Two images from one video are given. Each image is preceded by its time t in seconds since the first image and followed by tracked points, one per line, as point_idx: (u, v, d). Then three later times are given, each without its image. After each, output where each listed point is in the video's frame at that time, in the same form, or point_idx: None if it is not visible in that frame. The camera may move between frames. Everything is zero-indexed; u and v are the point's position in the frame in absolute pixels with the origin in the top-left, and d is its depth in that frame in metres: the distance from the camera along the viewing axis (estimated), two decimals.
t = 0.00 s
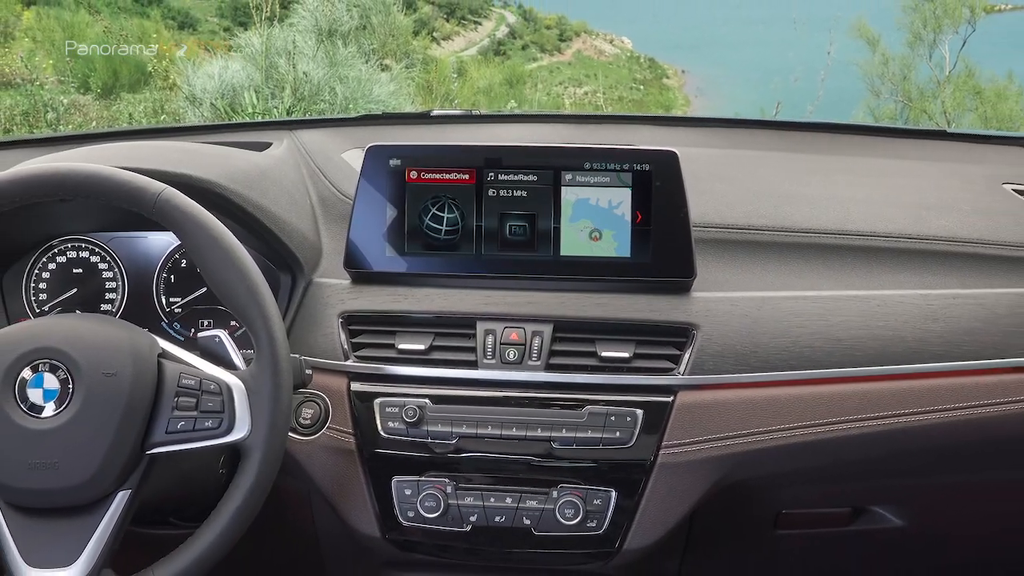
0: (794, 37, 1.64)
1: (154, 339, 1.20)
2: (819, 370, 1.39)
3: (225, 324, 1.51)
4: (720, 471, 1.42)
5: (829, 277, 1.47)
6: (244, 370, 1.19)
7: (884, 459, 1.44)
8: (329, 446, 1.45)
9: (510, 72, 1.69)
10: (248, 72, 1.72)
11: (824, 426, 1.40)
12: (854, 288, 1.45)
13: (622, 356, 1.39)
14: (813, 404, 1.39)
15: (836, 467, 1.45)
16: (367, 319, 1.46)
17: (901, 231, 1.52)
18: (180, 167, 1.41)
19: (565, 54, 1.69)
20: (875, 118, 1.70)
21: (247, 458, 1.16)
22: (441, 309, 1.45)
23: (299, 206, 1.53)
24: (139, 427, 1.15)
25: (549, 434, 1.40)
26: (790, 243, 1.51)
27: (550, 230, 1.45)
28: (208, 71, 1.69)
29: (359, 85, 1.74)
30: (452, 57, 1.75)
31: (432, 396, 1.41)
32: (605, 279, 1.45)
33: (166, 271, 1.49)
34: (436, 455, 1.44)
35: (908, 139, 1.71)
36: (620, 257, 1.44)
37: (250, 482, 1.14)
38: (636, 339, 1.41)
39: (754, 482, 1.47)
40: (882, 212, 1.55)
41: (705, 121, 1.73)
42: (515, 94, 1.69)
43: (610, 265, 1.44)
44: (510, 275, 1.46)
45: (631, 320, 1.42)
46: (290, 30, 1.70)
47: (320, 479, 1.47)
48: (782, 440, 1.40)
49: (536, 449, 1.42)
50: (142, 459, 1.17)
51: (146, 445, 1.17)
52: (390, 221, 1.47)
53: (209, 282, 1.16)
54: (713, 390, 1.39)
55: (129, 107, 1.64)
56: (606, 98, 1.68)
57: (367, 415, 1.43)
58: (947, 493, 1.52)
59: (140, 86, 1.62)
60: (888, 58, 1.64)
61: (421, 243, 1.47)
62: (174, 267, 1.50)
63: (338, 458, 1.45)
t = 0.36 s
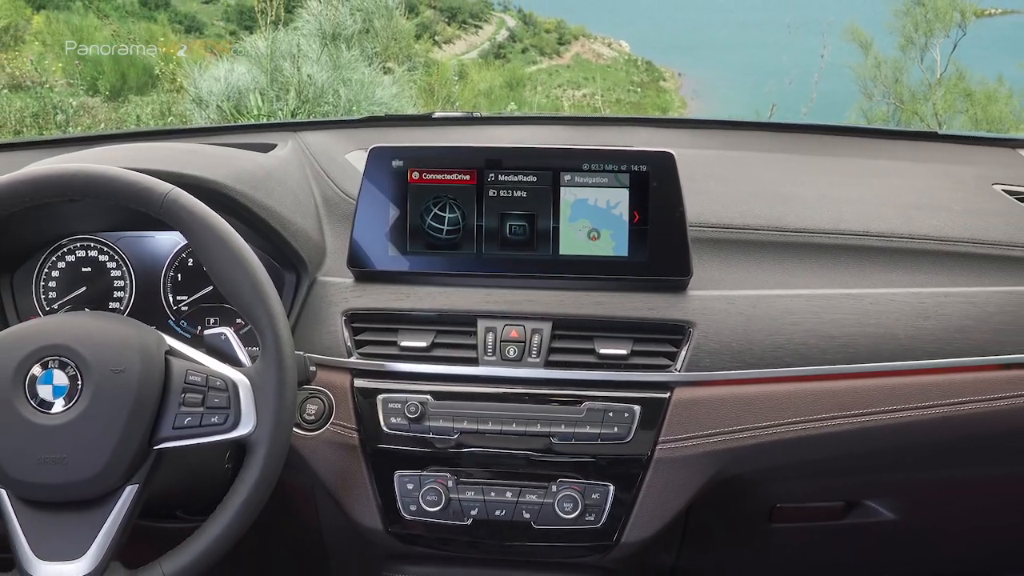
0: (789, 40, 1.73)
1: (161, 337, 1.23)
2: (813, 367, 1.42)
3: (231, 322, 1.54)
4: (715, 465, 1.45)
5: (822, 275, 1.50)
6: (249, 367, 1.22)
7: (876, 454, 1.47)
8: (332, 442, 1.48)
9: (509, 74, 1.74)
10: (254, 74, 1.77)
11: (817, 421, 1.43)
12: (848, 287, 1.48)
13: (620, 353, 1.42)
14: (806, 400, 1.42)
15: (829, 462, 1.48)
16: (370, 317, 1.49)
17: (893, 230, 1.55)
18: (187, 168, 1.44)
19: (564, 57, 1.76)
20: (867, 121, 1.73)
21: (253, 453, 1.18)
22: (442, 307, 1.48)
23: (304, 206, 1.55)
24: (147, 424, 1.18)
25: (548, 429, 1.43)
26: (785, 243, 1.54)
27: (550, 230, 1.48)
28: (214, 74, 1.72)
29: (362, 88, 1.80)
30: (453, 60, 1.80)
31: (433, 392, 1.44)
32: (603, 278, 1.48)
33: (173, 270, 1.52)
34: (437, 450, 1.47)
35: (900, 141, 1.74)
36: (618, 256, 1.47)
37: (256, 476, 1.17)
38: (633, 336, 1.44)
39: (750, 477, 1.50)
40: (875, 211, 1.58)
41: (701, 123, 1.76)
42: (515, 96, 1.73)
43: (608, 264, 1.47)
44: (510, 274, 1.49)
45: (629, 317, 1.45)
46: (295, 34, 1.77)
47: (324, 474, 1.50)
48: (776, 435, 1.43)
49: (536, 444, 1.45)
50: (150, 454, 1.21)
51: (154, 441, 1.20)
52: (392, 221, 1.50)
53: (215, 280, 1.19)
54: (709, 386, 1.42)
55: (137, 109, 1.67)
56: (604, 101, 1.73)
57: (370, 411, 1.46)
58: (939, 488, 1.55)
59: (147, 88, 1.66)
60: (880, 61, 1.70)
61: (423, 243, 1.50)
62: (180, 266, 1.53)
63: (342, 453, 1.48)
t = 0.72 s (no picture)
0: (783, 45, 1.73)
1: (168, 333, 1.25)
2: (806, 363, 1.45)
3: (237, 319, 1.57)
4: (711, 460, 1.48)
5: (815, 274, 1.53)
6: (255, 363, 1.25)
7: (868, 449, 1.50)
8: (336, 437, 1.51)
9: (509, 77, 1.76)
10: (259, 77, 1.80)
11: (810, 417, 1.46)
12: (841, 285, 1.51)
13: (617, 350, 1.46)
14: (800, 396, 1.45)
15: (823, 457, 1.51)
16: (373, 315, 1.52)
17: (885, 229, 1.58)
18: (193, 169, 1.47)
19: (563, 60, 1.78)
20: (860, 123, 1.76)
21: (258, 448, 1.21)
22: (444, 305, 1.51)
23: (308, 206, 1.58)
24: (154, 419, 1.21)
25: (547, 425, 1.46)
26: (780, 242, 1.57)
27: (549, 229, 1.51)
28: (221, 76, 1.76)
29: (365, 91, 1.83)
30: (455, 63, 1.82)
31: (435, 388, 1.48)
32: (601, 277, 1.51)
33: (180, 269, 1.56)
34: (439, 445, 1.50)
35: (893, 142, 1.78)
36: (615, 255, 1.50)
37: (262, 470, 1.20)
38: (631, 333, 1.47)
39: (745, 471, 1.53)
40: (867, 212, 1.62)
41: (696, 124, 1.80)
42: (515, 99, 1.76)
43: (607, 263, 1.50)
44: (510, 273, 1.52)
45: (626, 316, 1.48)
46: (298, 39, 1.77)
47: (327, 468, 1.53)
48: (770, 430, 1.46)
49: (535, 439, 1.48)
50: (157, 448, 1.23)
51: (161, 436, 1.23)
52: (394, 220, 1.53)
53: (221, 278, 1.21)
54: (705, 383, 1.45)
55: (144, 111, 1.72)
56: (602, 103, 1.76)
57: (372, 407, 1.49)
58: (930, 483, 1.57)
59: (154, 91, 1.71)
60: (873, 64, 1.73)
61: (425, 242, 1.53)
62: (187, 265, 1.56)
63: (345, 448, 1.51)
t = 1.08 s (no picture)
0: (778, 49, 1.92)
1: (175, 332, 1.29)
2: (800, 360, 1.48)
3: (243, 317, 1.60)
4: (707, 455, 1.51)
5: (808, 273, 1.57)
6: (260, 360, 1.27)
7: (862, 444, 1.53)
8: (340, 432, 1.54)
9: (509, 80, 1.91)
10: (264, 80, 1.91)
11: (805, 413, 1.49)
12: (835, 283, 1.54)
13: (615, 347, 1.48)
14: (795, 392, 1.48)
15: (817, 452, 1.54)
16: (376, 313, 1.55)
17: (878, 229, 1.61)
18: (201, 169, 1.51)
19: (563, 63, 1.98)
20: (853, 124, 1.84)
21: (263, 444, 1.24)
22: (445, 303, 1.54)
23: (312, 206, 1.62)
24: (162, 415, 1.24)
25: (547, 420, 1.50)
26: (774, 241, 1.60)
27: (548, 228, 1.54)
28: (226, 80, 1.86)
29: (368, 94, 1.93)
30: (455, 67, 1.96)
31: (436, 384, 1.51)
32: (600, 275, 1.54)
33: (187, 268, 1.59)
34: (440, 440, 1.53)
35: (887, 143, 1.79)
36: (613, 254, 1.53)
37: (267, 466, 1.23)
38: (628, 331, 1.50)
39: (741, 466, 1.56)
40: (860, 212, 1.65)
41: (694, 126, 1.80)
42: (515, 101, 1.86)
43: (605, 262, 1.54)
44: (510, 271, 1.55)
45: (624, 313, 1.51)
46: (304, 42, 1.90)
47: (331, 463, 1.56)
48: (766, 426, 1.49)
49: (535, 434, 1.51)
50: (165, 444, 1.27)
51: (168, 432, 1.26)
52: (397, 220, 1.56)
53: (227, 277, 1.24)
54: (701, 379, 1.48)
55: (152, 113, 1.76)
56: (600, 105, 1.85)
57: (375, 403, 1.53)
58: (923, 477, 1.61)
59: (162, 94, 1.78)
60: (865, 67, 1.89)
61: (427, 242, 1.56)
62: (193, 263, 1.59)
63: (348, 443, 1.55)
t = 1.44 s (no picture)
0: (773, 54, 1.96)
1: (182, 329, 1.32)
2: (794, 357, 1.51)
3: (248, 315, 1.63)
4: (703, 450, 1.55)
5: (802, 273, 1.60)
6: (265, 357, 1.31)
7: (853, 439, 1.57)
8: (343, 428, 1.57)
9: (509, 83, 1.97)
10: (270, 83, 1.95)
11: (798, 409, 1.52)
12: (829, 282, 1.57)
13: (613, 344, 1.52)
14: (789, 388, 1.52)
15: (810, 447, 1.58)
16: (379, 311, 1.58)
17: (870, 229, 1.65)
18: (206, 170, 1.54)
19: (561, 66, 2.03)
20: (846, 125, 1.88)
21: (268, 439, 1.27)
22: (446, 301, 1.57)
23: (316, 207, 1.65)
24: (169, 412, 1.28)
25: (546, 416, 1.53)
26: (769, 241, 1.63)
27: (547, 228, 1.57)
28: (232, 82, 1.90)
29: (371, 96, 1.96)
30: (456, 70, 2.04)
31: (438, 381, 1.54)
32: (598, 274, 1.57)
33: (194, 266, 1.62)
34: (442, 436, 1.56)
35: (878, 144, 1.84)
36: (611, 253, 1.56)
37: (272, 460, 1.26)
38: (626, 329, 1.53)
39: (736, 461, 1.60)
40: (853, 212, 1.68)
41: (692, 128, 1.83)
42: (515, 104, 1.91)
43: (603, 261, 1.57)
44: (510, 271, 1.58)
45: (622, 312, 1.54)
46: (308, 45, 1.94)
47: (336, 458, 1.60)
48: (760, 422, 1.53)
49: (534, 430, 1.54)
50: (172, 439, 1.31)
51: (176, 427, 1.30)
52: (399, 220, 1.59)
53: (233, 276, 1.27)
54: (697, 375, 1.52)
55: (160, 115, 1.80)
56: (599, 108, 1.88)
57: (378, 399, 1.56)
58: (914, 472, 1.64)
59: (169, 96, 1.82)
60: (858, 70, 1.94)
61: (428, 241, 1.59)
62: (200, 262, 1.62)
63: (352, 438, 1.58)
